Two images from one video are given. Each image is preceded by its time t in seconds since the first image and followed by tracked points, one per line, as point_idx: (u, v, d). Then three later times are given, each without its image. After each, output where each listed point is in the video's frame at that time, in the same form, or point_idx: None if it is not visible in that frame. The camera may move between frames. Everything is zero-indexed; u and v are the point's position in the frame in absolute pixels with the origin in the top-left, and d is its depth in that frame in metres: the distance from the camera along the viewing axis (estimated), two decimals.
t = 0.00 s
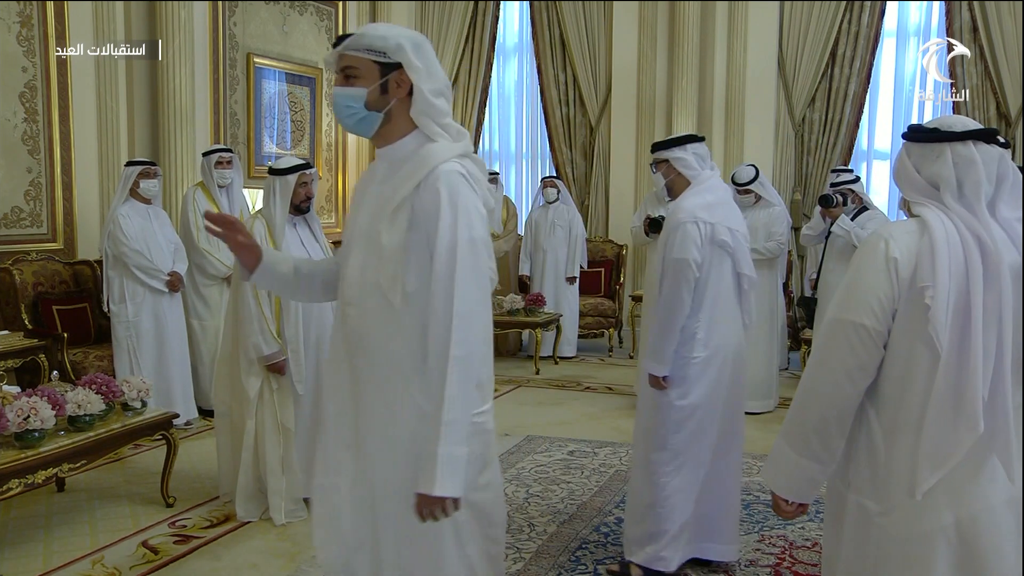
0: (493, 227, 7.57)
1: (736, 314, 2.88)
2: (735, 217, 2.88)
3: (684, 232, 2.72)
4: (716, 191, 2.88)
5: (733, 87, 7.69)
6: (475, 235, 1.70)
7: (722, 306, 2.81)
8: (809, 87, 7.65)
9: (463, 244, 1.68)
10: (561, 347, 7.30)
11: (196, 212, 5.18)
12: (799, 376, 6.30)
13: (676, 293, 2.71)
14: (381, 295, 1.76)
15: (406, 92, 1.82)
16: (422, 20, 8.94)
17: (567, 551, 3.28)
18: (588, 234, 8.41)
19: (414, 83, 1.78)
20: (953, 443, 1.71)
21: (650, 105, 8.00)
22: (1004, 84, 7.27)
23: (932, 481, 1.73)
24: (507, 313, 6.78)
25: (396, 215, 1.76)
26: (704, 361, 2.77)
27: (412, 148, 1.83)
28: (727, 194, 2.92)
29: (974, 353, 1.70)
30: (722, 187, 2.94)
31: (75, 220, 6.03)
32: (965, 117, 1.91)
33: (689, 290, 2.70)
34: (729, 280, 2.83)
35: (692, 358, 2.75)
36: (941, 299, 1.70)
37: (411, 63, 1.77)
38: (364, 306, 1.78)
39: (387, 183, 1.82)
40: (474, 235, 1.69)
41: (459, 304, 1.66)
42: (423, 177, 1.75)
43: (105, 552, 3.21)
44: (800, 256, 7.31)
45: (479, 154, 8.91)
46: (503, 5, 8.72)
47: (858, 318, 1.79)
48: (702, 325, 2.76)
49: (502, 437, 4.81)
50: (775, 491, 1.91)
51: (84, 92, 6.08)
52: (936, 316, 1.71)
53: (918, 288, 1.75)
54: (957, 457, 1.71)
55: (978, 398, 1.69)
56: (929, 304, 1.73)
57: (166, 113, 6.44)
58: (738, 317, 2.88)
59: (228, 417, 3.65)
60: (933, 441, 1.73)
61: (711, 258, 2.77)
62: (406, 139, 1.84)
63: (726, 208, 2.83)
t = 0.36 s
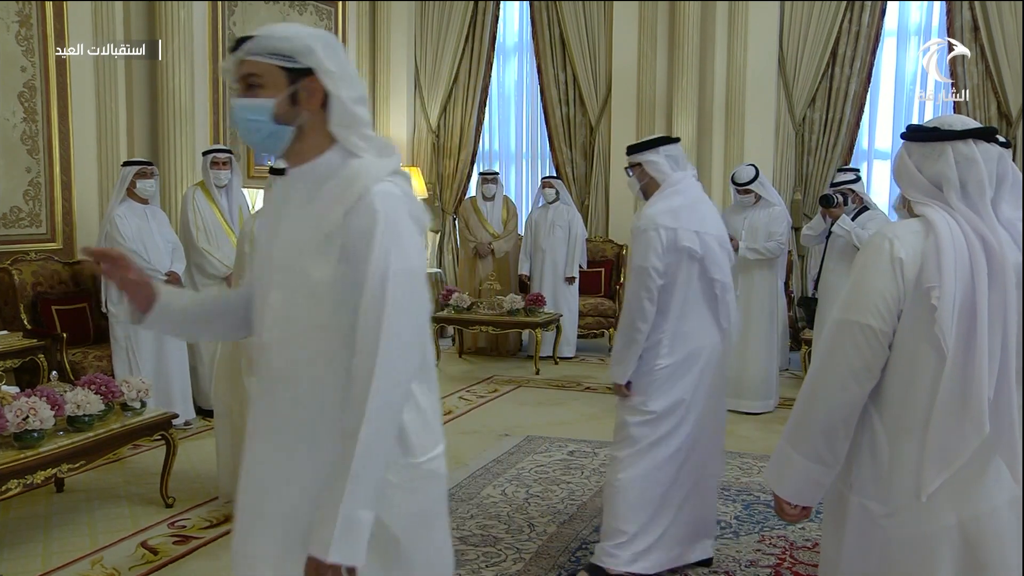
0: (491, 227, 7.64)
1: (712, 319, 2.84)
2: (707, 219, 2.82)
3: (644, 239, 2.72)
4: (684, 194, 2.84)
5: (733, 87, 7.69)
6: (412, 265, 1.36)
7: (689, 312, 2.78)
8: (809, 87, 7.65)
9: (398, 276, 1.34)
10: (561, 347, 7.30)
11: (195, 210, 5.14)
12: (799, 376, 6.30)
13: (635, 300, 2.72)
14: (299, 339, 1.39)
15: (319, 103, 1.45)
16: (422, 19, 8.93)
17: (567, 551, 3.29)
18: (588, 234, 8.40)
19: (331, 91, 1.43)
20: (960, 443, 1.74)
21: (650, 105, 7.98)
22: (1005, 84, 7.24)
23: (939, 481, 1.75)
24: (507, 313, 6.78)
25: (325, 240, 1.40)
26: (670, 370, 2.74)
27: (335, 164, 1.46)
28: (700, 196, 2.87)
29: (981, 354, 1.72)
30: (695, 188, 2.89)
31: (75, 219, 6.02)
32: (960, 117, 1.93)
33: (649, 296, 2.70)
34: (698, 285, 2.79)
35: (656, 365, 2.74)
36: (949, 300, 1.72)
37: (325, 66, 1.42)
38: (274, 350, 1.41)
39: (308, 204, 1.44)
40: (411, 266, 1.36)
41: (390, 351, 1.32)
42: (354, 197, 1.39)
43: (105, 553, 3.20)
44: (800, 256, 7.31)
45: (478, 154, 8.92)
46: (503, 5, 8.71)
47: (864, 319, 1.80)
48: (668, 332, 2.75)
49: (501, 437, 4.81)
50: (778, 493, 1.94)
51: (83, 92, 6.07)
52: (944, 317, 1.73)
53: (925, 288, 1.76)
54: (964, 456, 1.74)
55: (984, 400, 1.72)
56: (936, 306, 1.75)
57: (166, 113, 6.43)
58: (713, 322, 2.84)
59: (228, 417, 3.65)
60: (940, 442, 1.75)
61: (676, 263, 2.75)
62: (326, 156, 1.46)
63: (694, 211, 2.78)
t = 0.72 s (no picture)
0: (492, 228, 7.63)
1: (659, 332, 2.80)
2: (654, 228, 2.78)
3: (582, 251, 2.72)
4: (630, 202, 2.80)
5: (734, 85, 7.67)
6: (312, 241, 1.28)
7: (632, 325, 2.76)
8: (810, 86, 7.64)
9: (301, 252, 1.25)
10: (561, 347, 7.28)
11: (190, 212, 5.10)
12: (800, 376, 6.29)
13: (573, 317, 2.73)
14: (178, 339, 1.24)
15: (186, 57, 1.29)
16: (422, 18, 8.90)
17: (567, 552, 3.27)
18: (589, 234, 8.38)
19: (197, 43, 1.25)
20: (964, 444, 1.72)
21: (651, 105, 7.95)
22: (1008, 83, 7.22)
23: (943, 482, 1.74)
24: (507, 313, 6.76)
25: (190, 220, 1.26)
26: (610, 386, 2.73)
27: (203, 129, 1.30)
28: (648, 204, 2.82)
29: (985, 355, 1.71)
30: (644, 196, 2.84)
31: (72, 219, 6.01)
32: (963, 115, 1.92)
33: (587, 310, 2.71)
34: (642, 299, 2.76)
35: (597, 383, 2.72)
36: (953, 299, 1.70)
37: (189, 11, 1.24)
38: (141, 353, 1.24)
39: (168, 178, 1.29)
40: (310, 239, 1.27)
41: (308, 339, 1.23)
42: (229, 165, 1.26)
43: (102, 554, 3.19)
44: (802, 256, 7.29)
45: (478, 153, 8.90)
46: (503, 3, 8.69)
47: (868, 318, 1.78)
48: (609, 346, 2.73)
49: (501, 437, 4.79)
50: (779, 494, 1.93)
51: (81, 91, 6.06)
52: (948, 317, 1.71)
53: (929, 288, 1.75)
54: (968, 457, 1.72)
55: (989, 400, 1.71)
56: (940, 305, 1.73)
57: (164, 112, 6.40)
58: (662, 335, 2.80)
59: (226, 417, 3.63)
60: (944, 444, 1.74)
61: (616, 275, 2.73)
62: (193, 118, 1.30)
63: (636, 221, 2.74)
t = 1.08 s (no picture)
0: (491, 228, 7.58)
1: (602, 325, 2.60)
2: (599, 215, 2.61)
3: (530, 241, 2.71)
4: (580, 187, 2.67)
5: (736, 83, 7.63)
6: (172, 297, 1.41)
7: (572, 315, 2.63)
8: (813, 84, 7.59)
9: (158, 304, 1.38)
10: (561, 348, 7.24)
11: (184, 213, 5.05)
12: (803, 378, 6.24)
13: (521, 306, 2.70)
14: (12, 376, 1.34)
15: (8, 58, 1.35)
16: (422, 15, 8.85)
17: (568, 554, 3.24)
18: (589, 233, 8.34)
19: (27, 49, 1.34)
20: (973, 446, 1.70)
21: (651, 103, 7.89)
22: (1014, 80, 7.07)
23: (950, 484, 1.70)
24: (507, 313, 6.72)
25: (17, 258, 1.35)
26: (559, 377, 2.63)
27: (34, 141, 1.38)
28: (599, 188, 2.64)
29: (994, 356, 1.68)
30: (601, 179, 2.66)
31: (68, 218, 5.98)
32: (971, 112, 1.88)
33: (533, 300, 2.67)
34: (582, 288, 2.61)
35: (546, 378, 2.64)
36: (962, 299, 1.67)
37: (12, 2, 1.32)
38: None
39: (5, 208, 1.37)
40: (172, 296, 1.41)
41: (163, 377, 1.36)
42: (65, 198, 1.34)
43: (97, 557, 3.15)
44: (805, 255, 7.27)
45: (478, 151, 8.87)
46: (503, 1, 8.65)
47: (874, 319, 1.75)
48: (552, 337, 2.65)
49: (501, 439, 4.75)
50: (786, 497, 1.89)
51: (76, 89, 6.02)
52: (956, 318, 1.68)
53: (936, 289, 1.71)
54: (977, 459, 1.70)
55: (997, 400, 1.68)
56: (948, 305, 1.69)
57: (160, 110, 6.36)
58: (606, 330, 2.59)
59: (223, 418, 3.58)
60: (951, 446, 1.70)
61: (556, 264, 2.65)
62: (24, 124, 1.39)
63: (575, 207, 2.63)
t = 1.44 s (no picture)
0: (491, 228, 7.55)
1: (584, 329, 2.45)
2: (578, 213, 2.45)
3: (521, 241, 2.64)
4: (565, 186, 2.52)
5: (739, 81, 7.58)
6: None
7: (555, 318, 2.52)
8: (817, 82, 7.52)
9: None
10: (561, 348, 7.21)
11: (180, 212, 5.04)
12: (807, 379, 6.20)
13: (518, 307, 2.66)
14: None
15: None
16: (421, 12, 8.81)
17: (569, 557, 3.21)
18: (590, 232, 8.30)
19: None
20: (980, 450, 1.65)
21: (653, 103, 7.86)
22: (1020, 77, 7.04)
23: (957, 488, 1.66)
24: (507, 313, 6.69)
25: None
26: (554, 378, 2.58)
27: None
28: (580, 185, 2.48)
29: (1003, 358, 1.63)
30: (585, 175, 2.50)
31: (63, 217, 5.93)
32: (979, 109, 1.84)
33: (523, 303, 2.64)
34: (564, 290, 2.49)
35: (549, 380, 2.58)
36: (968, 300, 1.64)
37: None
38: None
39: None
40: None
41: None
42: None
43: (92, 560, 3.12)
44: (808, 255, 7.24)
45: (478, 150, 8.84)
46: None
47: (880, 321, 1.73)
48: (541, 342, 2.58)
49: (501, 440, 4.71)
50: (792, 501, 1.87)
51: (71, 87, 5.97)
52: (964, 318, 1.64)
53: (943, 289, 1.68)
54: (985, 462, 1.65)
55: (1005, 403, 1.63)
56: (955, 306, 1.66)
57: (157, 108, 6.32)
58: (588, 334, 2.44)
59: (220, 420, 3.55)
60: (958, 449, 1.66)
61: (544, 265, 2.54)
62: None
63: (554, 206, 2.50)
